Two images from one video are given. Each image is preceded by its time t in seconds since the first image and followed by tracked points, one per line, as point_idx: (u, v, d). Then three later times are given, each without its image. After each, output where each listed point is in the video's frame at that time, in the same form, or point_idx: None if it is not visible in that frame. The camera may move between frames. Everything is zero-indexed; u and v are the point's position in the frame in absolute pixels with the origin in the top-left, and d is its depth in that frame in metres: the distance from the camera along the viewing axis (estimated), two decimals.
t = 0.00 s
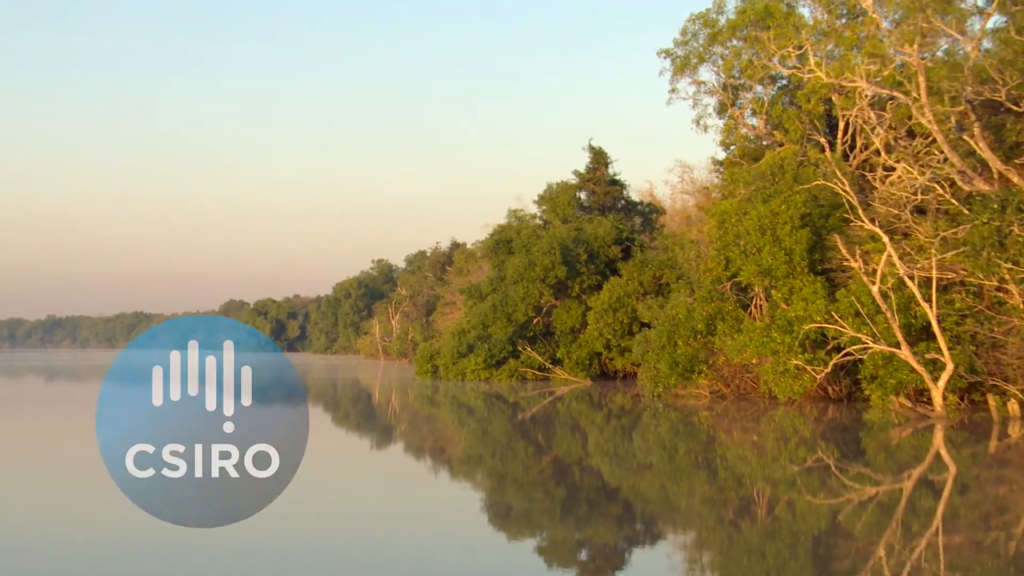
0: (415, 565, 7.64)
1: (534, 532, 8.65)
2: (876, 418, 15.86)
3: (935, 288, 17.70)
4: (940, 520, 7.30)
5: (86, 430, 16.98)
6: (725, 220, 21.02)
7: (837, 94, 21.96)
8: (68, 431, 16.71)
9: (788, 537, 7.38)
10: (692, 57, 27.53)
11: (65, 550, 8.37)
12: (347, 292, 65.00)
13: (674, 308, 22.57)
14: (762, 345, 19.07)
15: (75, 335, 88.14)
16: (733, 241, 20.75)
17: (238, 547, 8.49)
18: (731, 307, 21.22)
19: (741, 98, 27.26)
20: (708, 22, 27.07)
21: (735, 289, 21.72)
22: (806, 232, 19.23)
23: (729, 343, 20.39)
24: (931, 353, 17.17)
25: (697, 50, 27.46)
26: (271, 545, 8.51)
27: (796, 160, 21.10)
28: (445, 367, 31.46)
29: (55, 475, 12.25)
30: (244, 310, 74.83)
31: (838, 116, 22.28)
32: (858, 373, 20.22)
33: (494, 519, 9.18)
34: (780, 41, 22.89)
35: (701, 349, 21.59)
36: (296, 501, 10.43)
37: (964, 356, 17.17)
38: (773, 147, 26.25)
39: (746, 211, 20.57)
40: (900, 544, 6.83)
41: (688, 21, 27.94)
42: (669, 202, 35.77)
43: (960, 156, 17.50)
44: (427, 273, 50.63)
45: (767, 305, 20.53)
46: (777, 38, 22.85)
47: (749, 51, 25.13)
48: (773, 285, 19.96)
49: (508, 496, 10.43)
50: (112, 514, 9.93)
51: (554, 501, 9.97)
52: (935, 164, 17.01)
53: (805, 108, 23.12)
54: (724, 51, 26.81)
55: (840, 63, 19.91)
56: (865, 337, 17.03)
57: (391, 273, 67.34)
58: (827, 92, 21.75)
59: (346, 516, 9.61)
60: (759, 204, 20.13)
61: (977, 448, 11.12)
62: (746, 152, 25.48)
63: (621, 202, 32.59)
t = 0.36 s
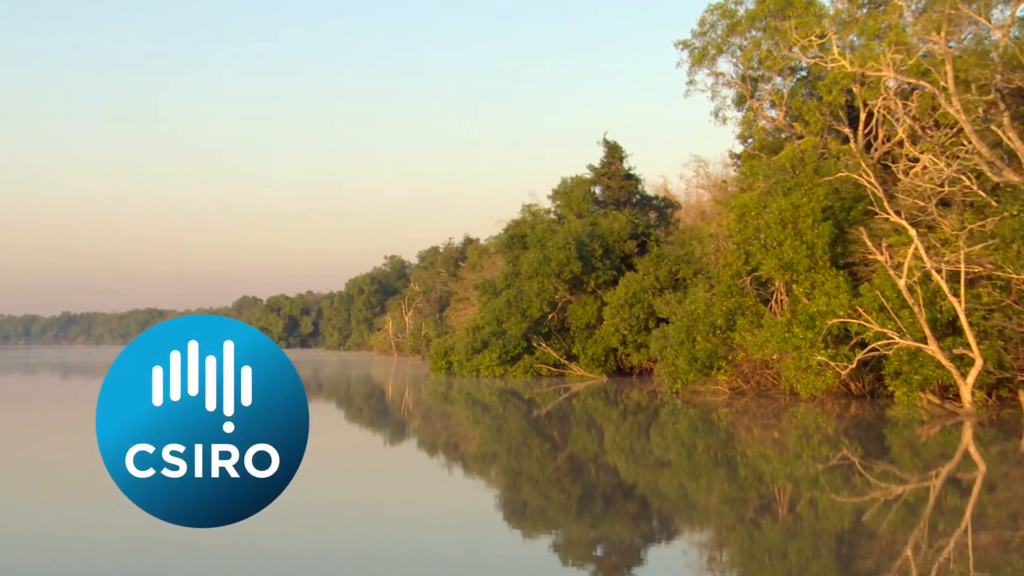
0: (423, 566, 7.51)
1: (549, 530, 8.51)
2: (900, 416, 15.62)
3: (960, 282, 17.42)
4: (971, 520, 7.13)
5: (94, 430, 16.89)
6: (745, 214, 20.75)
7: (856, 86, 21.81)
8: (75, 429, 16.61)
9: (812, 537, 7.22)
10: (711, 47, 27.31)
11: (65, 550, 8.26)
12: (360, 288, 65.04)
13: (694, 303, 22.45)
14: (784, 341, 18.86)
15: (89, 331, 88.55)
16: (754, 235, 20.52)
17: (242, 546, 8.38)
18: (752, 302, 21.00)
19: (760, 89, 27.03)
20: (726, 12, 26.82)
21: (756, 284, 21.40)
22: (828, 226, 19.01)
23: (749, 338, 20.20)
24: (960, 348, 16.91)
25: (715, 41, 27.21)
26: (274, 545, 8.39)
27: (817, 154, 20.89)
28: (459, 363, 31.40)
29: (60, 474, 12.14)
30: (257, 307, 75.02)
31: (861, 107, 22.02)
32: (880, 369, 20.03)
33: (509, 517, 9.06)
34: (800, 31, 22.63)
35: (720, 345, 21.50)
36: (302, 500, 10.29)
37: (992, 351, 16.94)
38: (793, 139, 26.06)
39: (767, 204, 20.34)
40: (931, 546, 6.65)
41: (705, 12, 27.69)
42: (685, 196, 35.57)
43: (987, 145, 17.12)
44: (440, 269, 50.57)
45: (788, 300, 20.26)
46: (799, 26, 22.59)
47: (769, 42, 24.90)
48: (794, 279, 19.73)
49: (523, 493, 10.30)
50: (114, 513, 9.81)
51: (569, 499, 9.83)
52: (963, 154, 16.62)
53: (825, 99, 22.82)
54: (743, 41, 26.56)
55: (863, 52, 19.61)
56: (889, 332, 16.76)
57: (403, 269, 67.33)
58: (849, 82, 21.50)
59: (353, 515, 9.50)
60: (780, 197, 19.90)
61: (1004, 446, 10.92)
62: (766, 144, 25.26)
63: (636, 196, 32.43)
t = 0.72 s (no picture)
0: (429, 567, 7.40)
1: (560, 533, 8.38)
2: (923, 419, 15.40)
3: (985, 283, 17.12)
4: (997, 526, 6.99)
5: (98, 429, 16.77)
6: (762, 211, 20.59)
7: (876, 82, 21.68)
8: (80, 429, 16.53)
9: (831, 542, 7.07)
10: (727, 42, 27.03)
11: (66, 550, 8.17)
12: (370, 287, 65.04)
13: (709, 303, 22.35)
14: (803, 341, 18.69)
15: (100, 330, 88.88)
16: (771, 233, 20.32)
17: (244, 547, 8.28)
18: (769, 302, 20.64)
19: (777, 85, 26.78)
20: (743, 7, 26.55)
21: (773, 283, 21.18)
22: (847, 224, 18.77)
23: (767, 339, 20.03)
24: (985, 349, 16.67)
25: (732, 36, 26.94)
26: (278, 545, 8.30)
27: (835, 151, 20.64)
28: (471, 363, 31.31)
29: (63, 473, 12.06)
30: (267, 307, 75.10)
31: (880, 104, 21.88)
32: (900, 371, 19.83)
33: (520, 519, 8.94)
34: (820, 26, 22.37)
35: (736, 345, 21.42)
36: (307, 500, 10.19)
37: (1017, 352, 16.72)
38: (809, 137, 25.88)
39: (784, 202, 20.12)
40: (954, 551, 6.50)
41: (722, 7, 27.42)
42: (698, 195, 35.37)
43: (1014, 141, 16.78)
44: (450, 268, 50.48)
45: (806, 300, 20.04)
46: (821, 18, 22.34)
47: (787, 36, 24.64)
48: (813, 278, 19.52)
49: (535, 495, 10.17)
50: (117, 513, 9.72)
51: (582, 501, 9.70)
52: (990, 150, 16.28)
53: (845, 95, 22.61)
54: (760, 36, 26.29)
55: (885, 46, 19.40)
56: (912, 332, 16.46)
57: (413, 269, 67.26)
58: (869, 78, 21.23)
59: (359, 516, 9.41)
60: (798, 195, 19.68)
61: None
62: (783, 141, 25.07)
63: (649, 195, 32.25)
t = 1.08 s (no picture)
0: (430, 569, 7.33)
1: (570, 537, 8.26)
2: (944, 424, 15.22)
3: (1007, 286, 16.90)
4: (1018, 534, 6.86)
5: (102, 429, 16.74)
6: (778, 212, 20.39)
7: (895, 81, 21.53)
8: (85, 429, 16.51)
9: (848, 548, 6.94)
10: (742, 40, 26.79)
11: (65, 549, 8.12)
12: (378, 289, 65.01)
13: (723, 306, 22.20)
14: (821, 344, 18.50)
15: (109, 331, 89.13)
16: (788, 234, 20.13)
17: (245, 547, 8.23)
18: (786, 304, 20.46)
19: (793, 84, 26.55)
20: (759, 5, 26.37)
21: (790, 285, 20.98)
22: (866, 224, 18.58)
23: (784, 341, 19.84)
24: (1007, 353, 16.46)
25: (748, 34, 26.75)
26: (277, 545, 8.25)
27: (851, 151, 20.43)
28: (480, 366, 31.22)
29: (65, 474, 12.04)
30: (275, 308, 75.16)
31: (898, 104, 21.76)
32: (919, 377, 19.61)
33: (531, 522, 8.81)
34: (836, 23, 22.19)
35: (751, 348, 21.26)
36: (308, 501, 10.13)
37: None
38: (825, 136, 25.69)
39: (802, 202, 19.94)
40: (977, 560, 6.36)
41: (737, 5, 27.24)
42: (708, 197, 35.28)
43: None
44: (459, 270, 50.39)
45: (824, 302, 19.85)
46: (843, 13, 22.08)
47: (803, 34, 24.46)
48: (830, 280, 19.33)
49: (544, 499, 10.05)
50: (117, 513, 9.68)
51: (593, 505, 9.55)
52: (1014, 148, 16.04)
53: (862, 94, 22.43)
54: (776, 34, 26.06)
55: (907, 42, 19.33)
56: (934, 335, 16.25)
57: (421, 271, 67.18)
58: (886, 76, 21.05)
59: (361, 517, 9.36)
60: (815, 195, 19.50)
61: None
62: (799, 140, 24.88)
63: (660, 196, 32.09)
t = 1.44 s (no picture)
0: (431, 569, 7.28)
1: (578, 539, 8.14)
2: (963, 427, 15.06)
3: None
4: None
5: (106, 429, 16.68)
6: (792, 211, 20.21)
7: (910, 78, 21.37)
8: (89, 429, 16.45)
9: (864, 554, 6.81)
10: (755, 37, 26.61)
11: (64, 549, 8.04)
12: (384, 290, 64.97)
13: (736, 307, 22.05)
14: (838, 345, 18.33)
15: (115, 333, 89.40)
16: (802, 233, 19.95)
17: (244, 547, 8.17)
18: (800, 304, 20.33)
19: (806, 81, 26.38)
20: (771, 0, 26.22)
21: (804, 285, 20.80)
22: (882, 224, 18.39)
23: (800, 342, 19.66)
24: None
25: (760, 30, 26.61)
26: (277, 545, 8.19)
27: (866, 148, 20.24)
28: (488, 367, 31.12)
29: (66, 474, 11.97)
30: (281, 310, 75.25)
31: (914, 101, 21.64)
32: (936, 379, 19.45)
33: (539, 525, 8.70)
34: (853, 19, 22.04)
35: (764, 349, 21.12)
36: (309, 501, 10.08)
37: None
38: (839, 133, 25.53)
39: (817, 200, 19.76)
40: (998, 567, 6.24)
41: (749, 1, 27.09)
42: (716, 197, 35.26)
43: None
44: (465, 271, 50.31)
45: (839, 302, 19.66)
46: (859, 7, 21.92)
47: (817, 29, 24.34)
48: (845, 280, 19.16)
49: (552, 501, 9.93)
50: (117, 513, 9.61)
51: (601, 508, 9.43)
52: None
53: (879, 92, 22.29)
54: (790, 30, 25.90)
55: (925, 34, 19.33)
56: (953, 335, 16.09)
57: (427, 272, 67.07)
58: (902, 73, 20.89)
59: (360, 517, 9.31)
60: (830, 193, 19.32)
61: None
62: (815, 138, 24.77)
63: (669, 196, 31.95)
